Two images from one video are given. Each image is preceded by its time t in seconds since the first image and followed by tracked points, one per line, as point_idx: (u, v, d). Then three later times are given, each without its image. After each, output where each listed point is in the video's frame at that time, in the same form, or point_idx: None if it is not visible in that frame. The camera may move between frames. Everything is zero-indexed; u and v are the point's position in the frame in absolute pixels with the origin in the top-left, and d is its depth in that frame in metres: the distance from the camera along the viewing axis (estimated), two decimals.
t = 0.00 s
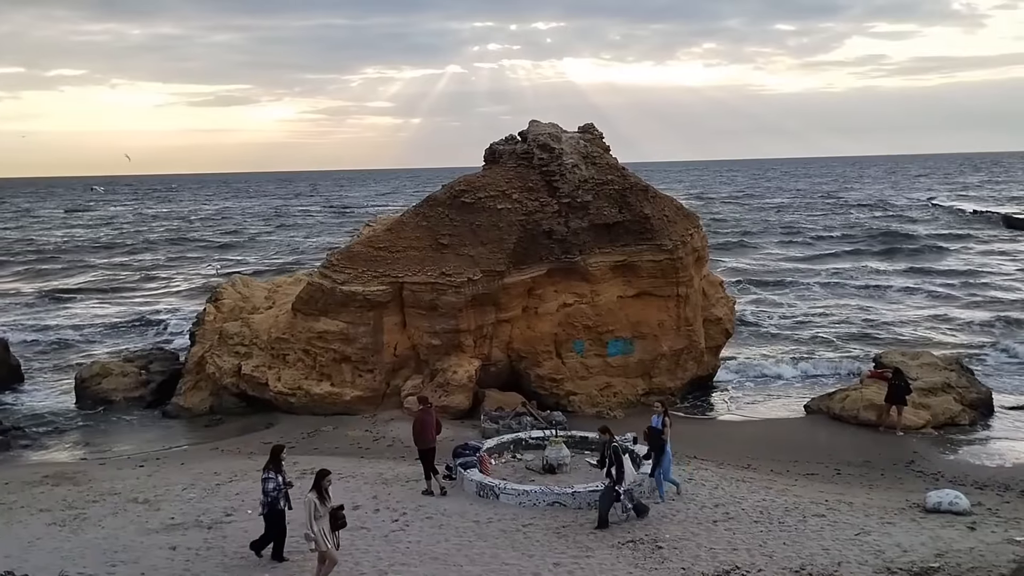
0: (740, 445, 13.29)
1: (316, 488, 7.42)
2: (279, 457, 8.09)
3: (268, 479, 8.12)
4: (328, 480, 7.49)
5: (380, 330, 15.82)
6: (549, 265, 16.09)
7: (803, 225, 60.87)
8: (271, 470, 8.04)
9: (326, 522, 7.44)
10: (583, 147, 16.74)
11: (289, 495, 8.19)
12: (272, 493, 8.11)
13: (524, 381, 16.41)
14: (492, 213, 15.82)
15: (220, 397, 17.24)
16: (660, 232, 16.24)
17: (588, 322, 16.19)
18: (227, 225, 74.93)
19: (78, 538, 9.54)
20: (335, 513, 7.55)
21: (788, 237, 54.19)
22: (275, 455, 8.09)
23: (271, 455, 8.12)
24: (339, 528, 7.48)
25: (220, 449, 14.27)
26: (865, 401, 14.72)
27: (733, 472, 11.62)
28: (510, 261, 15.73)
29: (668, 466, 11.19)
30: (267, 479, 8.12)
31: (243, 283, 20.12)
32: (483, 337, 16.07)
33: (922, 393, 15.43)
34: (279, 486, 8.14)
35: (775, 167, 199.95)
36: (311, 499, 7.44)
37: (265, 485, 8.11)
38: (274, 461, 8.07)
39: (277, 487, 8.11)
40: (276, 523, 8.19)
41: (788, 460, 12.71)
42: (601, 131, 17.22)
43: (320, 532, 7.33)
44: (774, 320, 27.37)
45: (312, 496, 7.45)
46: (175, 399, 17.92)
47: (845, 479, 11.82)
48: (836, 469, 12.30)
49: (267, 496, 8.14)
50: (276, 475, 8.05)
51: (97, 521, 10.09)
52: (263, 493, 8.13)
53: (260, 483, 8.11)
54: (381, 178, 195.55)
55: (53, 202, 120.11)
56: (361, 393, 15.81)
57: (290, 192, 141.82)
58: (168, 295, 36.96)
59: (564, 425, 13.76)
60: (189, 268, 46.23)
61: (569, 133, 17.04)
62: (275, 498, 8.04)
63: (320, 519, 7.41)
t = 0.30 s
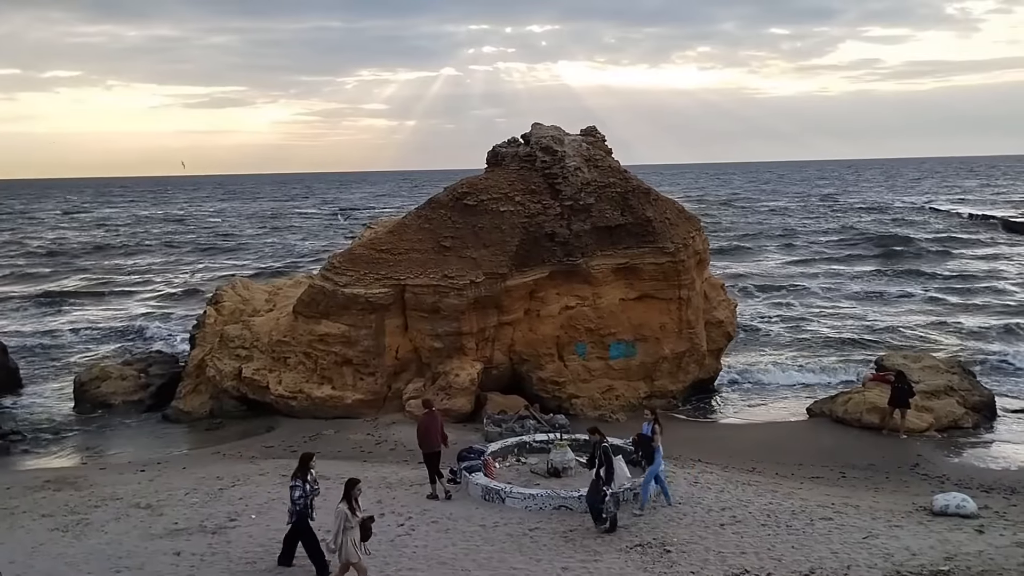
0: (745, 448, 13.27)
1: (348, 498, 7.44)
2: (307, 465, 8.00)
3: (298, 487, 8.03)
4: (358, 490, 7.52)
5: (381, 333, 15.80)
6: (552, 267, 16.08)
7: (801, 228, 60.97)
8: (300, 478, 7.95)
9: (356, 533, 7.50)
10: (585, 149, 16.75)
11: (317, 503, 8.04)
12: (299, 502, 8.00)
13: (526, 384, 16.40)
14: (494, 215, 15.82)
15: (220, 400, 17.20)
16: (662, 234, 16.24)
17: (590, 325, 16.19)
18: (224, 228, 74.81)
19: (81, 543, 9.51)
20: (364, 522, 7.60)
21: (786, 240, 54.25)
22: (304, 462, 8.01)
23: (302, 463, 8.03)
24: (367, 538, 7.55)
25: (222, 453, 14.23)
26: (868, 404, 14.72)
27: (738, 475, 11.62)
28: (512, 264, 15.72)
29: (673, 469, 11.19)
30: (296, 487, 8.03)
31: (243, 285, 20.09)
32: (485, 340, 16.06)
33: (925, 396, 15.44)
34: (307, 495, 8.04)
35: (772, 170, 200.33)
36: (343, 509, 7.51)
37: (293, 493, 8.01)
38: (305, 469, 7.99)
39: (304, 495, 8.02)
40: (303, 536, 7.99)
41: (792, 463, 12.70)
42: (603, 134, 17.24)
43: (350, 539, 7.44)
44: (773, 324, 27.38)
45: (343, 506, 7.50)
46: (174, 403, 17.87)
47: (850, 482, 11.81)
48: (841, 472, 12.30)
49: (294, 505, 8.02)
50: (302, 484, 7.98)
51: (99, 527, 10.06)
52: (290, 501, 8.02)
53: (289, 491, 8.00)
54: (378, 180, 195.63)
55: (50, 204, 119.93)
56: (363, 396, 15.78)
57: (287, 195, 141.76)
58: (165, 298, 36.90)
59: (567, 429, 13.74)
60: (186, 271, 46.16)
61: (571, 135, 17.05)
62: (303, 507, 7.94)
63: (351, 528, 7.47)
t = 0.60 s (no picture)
0: (751, 452, 13.29)
1: (378, 501, 7.45)
2: (341, 469, 7.86)
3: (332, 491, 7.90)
4: (389, 492, 7.52)
5: (386, 336, 15.82)
6: (556, 270, 16.10)
7: (802, 231, 60.98)
8: (334, 481, 7.83)
9: (386, 535, 7.52)
10: (590, 152, 16.79)
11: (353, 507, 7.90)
12: (334, 506, 7.88)
13: (531, 387, 16.43)
14: (499, 218, 15.86)
15: (224, 402, 17.22)
16: (667, 237, 16.27)
17: (595, 328, 16.22)
18: (224, 230, 74.86)
19: (88, 545, 9.52)
20: (394, 524, 7.63)
21: (787, 243, 54.29)
22: (339, 466, 7.87)
23: (335, 467, 7.92)
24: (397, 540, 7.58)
25: (227, 455, 14.26)
26: (873, 407, 14.75)
27: (744, 478, 11.64)
28: (518, 266, 15.75)
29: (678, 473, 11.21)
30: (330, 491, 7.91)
31: (247, 287, 20.12)
32: (490, 343, 16.08)
33: (930, 400, 15.46)
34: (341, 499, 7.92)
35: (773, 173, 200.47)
36: (373, 511, 7.50)
37: (327, 496, 7.89)
38: (338, 472, 7.88)
39: (339, 499, 7.89)
40: (339, 539, 7.88)
41: (799, 466, 12.72)
42: (608, 137, 17.28)
43: (382, 543, 7.44)
44: (775, 328, 27.38)
45: (373, 509, 7.49)
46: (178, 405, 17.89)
47: (857, 486, 11.83)
48: (847, 476, 12.31)
49: (328, 509, 7.91)
50: (337, 487, 7.85)
51: (107, 529, 10.07)
52: (324, 504, 7.90)
53: (322, 494, 7.89)
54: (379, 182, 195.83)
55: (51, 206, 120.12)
56: (368, 398, 15.80)
57: (289, 197, 141.89)
58: (167, 300, 36.94)
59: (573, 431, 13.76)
60: (188, 273, 46.21)
61: (576, 138, 17.09)
62: (336, 511, 7.82)
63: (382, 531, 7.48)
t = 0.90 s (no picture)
0: (760, 455, 13.27)
1: (416, 506, 7.49)
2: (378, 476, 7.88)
3: (367, 498, 7.83)
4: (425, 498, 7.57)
5: (393, 338, 15.83)
6: (563, 272, 16.10)
7: (806, 235, 60.82)
8: (371, 488, 7.78)
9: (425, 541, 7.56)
10: (596, 154, 16.78)
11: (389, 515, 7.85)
12: (369, 514, 7.79)
13: (537, 390, 16.44)
14: (506, 220, 15.87)
15: (230, 405, 17.23)
16: (673, 239, 16.27)
17: (601, 330, 16.22)
18: (229, 232, 74.96)
19: (99, 547, 9.53)
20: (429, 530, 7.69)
21: (791, 246, 54.17)
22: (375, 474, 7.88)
23: (369, 474, 7.88)
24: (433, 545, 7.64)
25: (235, 458, 14.27)
26: (882, 411, 14.72)
27: (753, 481, 11.63)
28: (524, 269, 15.76)
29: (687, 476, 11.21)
30: (365, 499, 7.83)
31: (252, 290, 20.15)
32: (496, 345, 16.09)
33: (938, 403, 15.43)
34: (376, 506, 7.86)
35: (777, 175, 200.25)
36: (411, 518, 7.51)
37: (363, 504, 7.80)
38: (374, 479, 7.84)
39: (374, 506, 7.81)
40: (376, 547, 7.78)
41: (808, 470, 12.70)
42: (614, 139, 17.28)
43: (425, 546, 7.49)
44: (781, 331, 27.34)
45: (411, 516, 7.51)
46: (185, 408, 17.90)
47: (867, 489, 11.81)
48: (857, 480, 12.29)
49: (363, 517, 7.81)
50: (374, 494, 7.78)
51: (117, 531, 10.08)
52: (359, 513, 7.79)
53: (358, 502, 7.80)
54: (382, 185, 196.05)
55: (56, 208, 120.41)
56: (375, 401, 15.81)
57: (292, 199, 142.00)
58: (171, 302, 36.95)
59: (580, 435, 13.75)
60: (192, 276, 46.26)
61: (582, 140, 17.10)
62: (373, 518, 7.73)
63: (421, 537, 7.53)
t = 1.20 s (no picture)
0: (771, 459, 13.26)
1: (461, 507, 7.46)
2: (420, 477, 7.81)
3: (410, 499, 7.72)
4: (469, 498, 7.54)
5: (402, 341, 15.85)
6: (572, 275, 16.12)
7: (812, 238, 60.70)
8: (414, 489, 7.70)
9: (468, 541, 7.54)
10: (605, 157, 16.79)
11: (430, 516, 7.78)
12: (412, 514, 7.68)
13: (546, 393, 16.46)
14: (515, 223, 15.88)
15: (239, 407, 17.28)
16: (682, 242, 16.28)
17: (611, 333, 16.23)
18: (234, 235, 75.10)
19: (113, 550, 9.57)
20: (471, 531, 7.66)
21: (797, 250, 54.08)
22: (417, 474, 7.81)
23: (413, 474, 7.79)
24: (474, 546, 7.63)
25: (245, 461, 14.31)
26: (892, 414, 14.71)
27: (765, 484, 11.63)
28: (533, 271, 15.77)
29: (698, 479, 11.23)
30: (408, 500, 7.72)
31: (260, 292, 20.20)
32: (505, 348, 16.11)
33: (949, 407, 15.41)
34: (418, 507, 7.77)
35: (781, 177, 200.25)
36: (457, 518, 7.48)
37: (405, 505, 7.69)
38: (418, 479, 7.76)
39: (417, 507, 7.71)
40: (418, 548, 7.67)
41: (820, 473, 12.70)
42: (623, 141, 17.29)
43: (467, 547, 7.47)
44: (787, 335, 27.31)
45: (455, 516, 7.48)
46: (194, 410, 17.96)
47: (880, 492, 11.80)
48: (869, 483, 12.29)
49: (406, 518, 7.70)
50: (416, 495, 7.69)
51: (131, 534, 10.12)
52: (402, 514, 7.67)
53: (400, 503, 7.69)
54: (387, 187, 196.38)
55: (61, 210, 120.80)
56: (384, 404, 15.84)
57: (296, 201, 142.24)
58: (177, 305, 37.04)
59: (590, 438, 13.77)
60: (198, 278, 46.38)
61: (591, 143, 17.11)
62: (418, 519, 7.63)
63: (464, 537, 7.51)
